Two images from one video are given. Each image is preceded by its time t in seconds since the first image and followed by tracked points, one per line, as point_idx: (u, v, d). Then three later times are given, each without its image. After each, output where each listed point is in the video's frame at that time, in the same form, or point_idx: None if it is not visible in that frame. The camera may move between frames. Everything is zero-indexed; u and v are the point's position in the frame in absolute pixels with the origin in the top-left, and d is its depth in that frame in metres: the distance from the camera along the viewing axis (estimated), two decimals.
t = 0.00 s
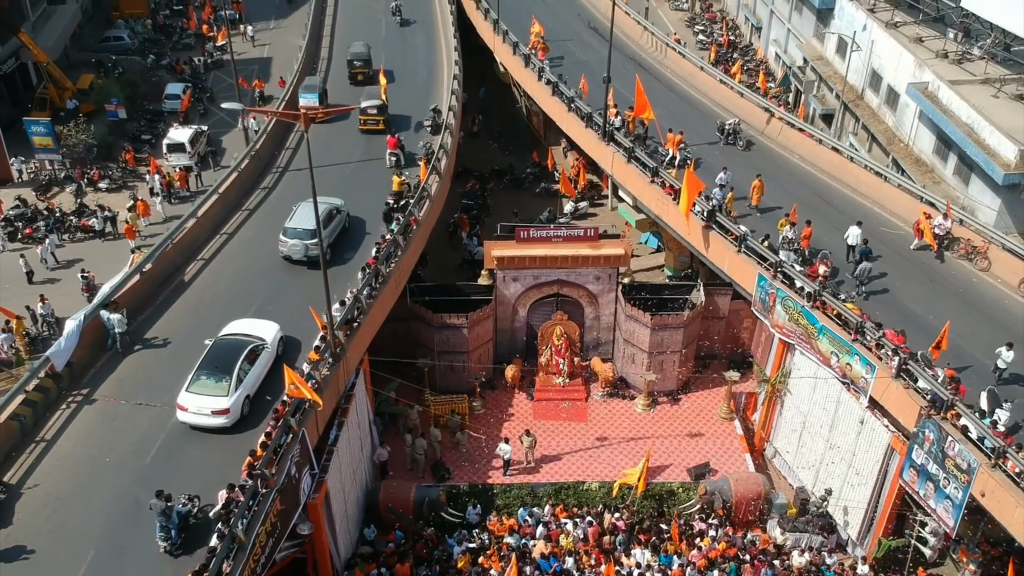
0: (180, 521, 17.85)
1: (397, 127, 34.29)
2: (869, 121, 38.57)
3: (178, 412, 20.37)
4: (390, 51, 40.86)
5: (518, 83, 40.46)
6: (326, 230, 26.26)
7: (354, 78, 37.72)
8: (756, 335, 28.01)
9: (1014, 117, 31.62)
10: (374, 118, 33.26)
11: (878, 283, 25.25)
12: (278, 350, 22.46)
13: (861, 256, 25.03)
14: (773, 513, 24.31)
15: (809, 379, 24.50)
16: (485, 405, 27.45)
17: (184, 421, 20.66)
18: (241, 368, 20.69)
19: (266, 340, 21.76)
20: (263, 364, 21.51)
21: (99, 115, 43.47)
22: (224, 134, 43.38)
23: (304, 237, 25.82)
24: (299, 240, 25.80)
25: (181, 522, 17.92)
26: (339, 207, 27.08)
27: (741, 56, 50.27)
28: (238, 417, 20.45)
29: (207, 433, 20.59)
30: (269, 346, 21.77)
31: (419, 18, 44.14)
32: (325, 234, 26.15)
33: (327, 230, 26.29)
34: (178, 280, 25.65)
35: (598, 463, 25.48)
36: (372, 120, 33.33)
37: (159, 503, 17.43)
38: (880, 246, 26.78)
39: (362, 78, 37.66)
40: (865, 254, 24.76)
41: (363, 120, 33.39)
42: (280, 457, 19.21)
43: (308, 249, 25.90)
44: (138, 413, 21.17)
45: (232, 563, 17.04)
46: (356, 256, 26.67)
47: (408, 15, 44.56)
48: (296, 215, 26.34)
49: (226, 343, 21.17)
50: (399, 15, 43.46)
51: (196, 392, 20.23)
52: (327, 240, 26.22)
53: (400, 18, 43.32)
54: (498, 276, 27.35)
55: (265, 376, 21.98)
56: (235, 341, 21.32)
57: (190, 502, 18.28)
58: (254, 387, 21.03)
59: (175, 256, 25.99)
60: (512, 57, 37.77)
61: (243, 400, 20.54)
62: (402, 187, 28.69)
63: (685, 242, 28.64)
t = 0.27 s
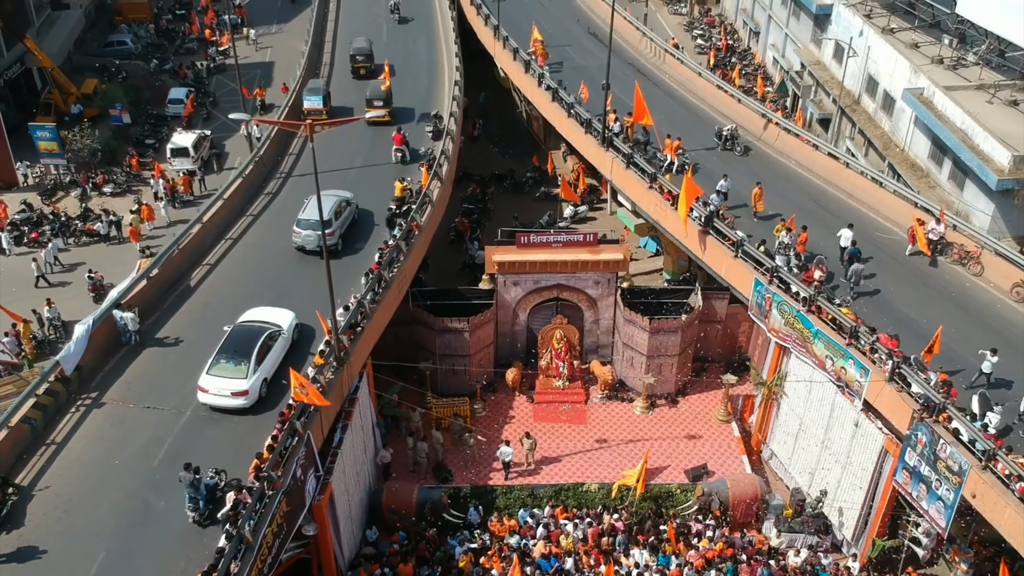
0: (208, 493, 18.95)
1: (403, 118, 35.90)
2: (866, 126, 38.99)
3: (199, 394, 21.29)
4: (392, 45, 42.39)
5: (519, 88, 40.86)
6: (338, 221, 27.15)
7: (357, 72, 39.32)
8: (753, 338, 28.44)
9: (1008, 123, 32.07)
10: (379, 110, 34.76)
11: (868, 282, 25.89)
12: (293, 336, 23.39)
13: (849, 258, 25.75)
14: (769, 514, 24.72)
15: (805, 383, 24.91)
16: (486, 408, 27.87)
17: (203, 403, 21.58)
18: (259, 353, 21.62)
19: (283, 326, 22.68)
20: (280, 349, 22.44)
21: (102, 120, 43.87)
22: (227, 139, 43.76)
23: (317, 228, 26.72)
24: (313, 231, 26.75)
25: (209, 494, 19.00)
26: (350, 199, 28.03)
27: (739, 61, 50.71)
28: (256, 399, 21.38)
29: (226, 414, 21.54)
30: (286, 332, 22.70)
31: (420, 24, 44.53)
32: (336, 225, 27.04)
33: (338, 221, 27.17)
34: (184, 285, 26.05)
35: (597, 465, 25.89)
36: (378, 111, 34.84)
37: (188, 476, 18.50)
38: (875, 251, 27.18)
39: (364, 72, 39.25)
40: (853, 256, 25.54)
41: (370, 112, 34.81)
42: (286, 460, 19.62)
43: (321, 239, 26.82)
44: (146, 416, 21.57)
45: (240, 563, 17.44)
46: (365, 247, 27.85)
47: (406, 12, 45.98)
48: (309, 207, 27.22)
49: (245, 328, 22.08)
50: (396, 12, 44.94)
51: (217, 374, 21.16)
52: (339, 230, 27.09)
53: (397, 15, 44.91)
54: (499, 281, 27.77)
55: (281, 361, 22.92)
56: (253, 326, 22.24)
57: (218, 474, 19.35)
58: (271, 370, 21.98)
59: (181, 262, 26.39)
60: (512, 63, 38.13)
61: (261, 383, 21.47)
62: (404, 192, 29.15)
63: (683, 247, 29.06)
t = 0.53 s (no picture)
0: (237, 464, 20.16)
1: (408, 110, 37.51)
2: (862, 131, 39.48)
3: (221, 374, 22.48)
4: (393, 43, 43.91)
5: (519, 93, 41.34)
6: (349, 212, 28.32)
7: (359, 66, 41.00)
8: (749, 342, 28.93)
9: (1001, 129, 32.56)
10: (384, 101, 36.37)
11: (860, 283, 26.49)
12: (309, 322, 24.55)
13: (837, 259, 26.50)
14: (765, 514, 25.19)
15: (800, 386, 25.39)
16: (488, 410, 28.37)
17: (224, 383, 22.77)
18: (278, 336, 22.77)
19: (299, 312, 23.82)
20: (297, 334, 23.60)
21: (107, 125, 44.38)
22: (230, 143, 44.22)
23: (330, 219, 27.85)
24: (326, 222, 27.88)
25: (237, 465, 20.23)
26: (360, 191, 29.23)
27: (737, 66, 51.21)
28: (275, 379, 22.55)
29: (246, 393, 22.72)
30: (302, 318, 23.84)
31: (422, 29, 45.03)
32: (348, 216, 28.22)
33: (349, 212, 28.34)
34: (191, 290, 26.53)
35: (596, 467, 26.37)
36: (383, 103, 36.44)
37: (217, 448, 19.70)
38: (870, 257, 27.66)
39: (366, 66, 40.87)
40: (842, 258, 26.29)
41: (375, 103, 36.26)
42: (292, 462, 20.11)
43: (334, 229, 27.98)
44: (154, 419, 22.06)
45: (248, 564, 17.91)
46: (375, 236, 29.15)
47: (404, 10, 47.53)
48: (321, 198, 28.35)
49: (264, 314, 23.24)
50: (394, 10, 46.41)
51: (238, 355, 22.33)
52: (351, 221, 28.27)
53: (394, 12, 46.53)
54: (500, 286, 28.26)
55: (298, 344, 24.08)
56: (272, 311, 23.40)
57: (245, 447, 20.62)
58: (289, 353, 23.15)
59: (187, 267, 26.87)
60: (512, 69, 38.61)
61: (280, 364, 22.63)
62: (407, 199, 29.64)
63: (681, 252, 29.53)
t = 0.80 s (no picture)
0: (263, 437, 21.41)
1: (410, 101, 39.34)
2: (857, 136, 40.03)
3: (244, 355, 23.78)
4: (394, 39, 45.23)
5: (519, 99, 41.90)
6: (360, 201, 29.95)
7: (362, 59, 42.78)
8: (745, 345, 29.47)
9: (993, 135, 33.11)
10: (389, 92, 38.19)
11: (853, 288, 27.08)
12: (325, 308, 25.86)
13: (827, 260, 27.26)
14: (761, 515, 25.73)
15: (795, 389, 25.93)
16: (489, 413, 28.92)
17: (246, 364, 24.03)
18: (297, 319, 24.11)
19: (316, 297, 25.14)
20: (314, 318, 24.91)
21: (112, 130, 44.94)
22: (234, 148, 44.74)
23: (344, 207, 29.45)
24: (340, 211, 29.42)
25: (262, 438, 21.54)
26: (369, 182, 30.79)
27: (734, 71, 51.76)
28: (294, 360, 23.84)
29: (268, 373, 24.00)
30: (319, 303, 25.16)
31: (423, 35, 45.63)
32: (360, 204, 29.87)
33: (361, 201, 29.97)
34: (198, 296, 27.06)
35: (595, 468, 26.91)
36: (388, 93, 38.28)
37: (245, 421, 20.92)
38: (863, 262, 28.21)
39: (368, 59, 42.59)
40: (829, 258, 27.12)
41: (380, 94, 38.28)
42: (299, 465, 20.64)
43: (348, 218, 29.58)
44: (164, 422, 22.60)
45: (256, 564, 18.44)
46: (384, 225, 30.69)
47: (401, 7, 48.94)
48: (333, 189, 29.86)
49: (283, 299, 24.58)
50: (391, 7, 47.87)
51: (260, 337, 23.66)
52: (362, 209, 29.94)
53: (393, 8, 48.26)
54: (501, 290, 28.82)
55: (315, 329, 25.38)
56: (290, 297, 24.74)
57: (269, 421, 21.92)
58: (307, 335, 24.46)
59: (194, 273, 27.41)
60: (513, 75, 39.11)
61: (299, 345, 23.95)
62: (409, 205, 30.16)
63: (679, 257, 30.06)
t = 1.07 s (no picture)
0: (283, 415, 22.59)
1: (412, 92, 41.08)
2: (853, 141, 40.53)
3: (263, 339, 25.05)
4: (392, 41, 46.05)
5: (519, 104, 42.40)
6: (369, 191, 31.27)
7: (363, 53, 44.32)
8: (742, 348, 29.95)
9: (986, 141, 33.62)
10: (392, 84, 39.93)
11: (848, 293, 27.54)
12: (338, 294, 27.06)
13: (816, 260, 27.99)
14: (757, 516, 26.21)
15: (790, 392, 26.41)
16: (489, 416, 29.41)
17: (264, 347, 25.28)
18: (312, 305, 25.32)
19: (330, 284, 26.35)
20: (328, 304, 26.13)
21: (116, 134, 45.44)
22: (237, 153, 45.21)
23: (353, 197, 30.83)
24: (350, 201, 30.78)
25: (283, 415, 22.71)
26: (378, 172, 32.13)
27: (731, 76, 52.31)
28: (310, 343, 25.08)
29: (285, 355, 25.28)
30: (333, 290, 26.36)
31: (423, 40, 46.18)
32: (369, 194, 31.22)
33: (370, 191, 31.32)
34: (204, 300, 27.52)
35: (594, 470, 27.39)
36: (390, 84, 39.98)
37: (267, 400, 22.07)
38: (857, 267, 28.71)
39: (369, 53, 44.14)
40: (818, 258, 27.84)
41: (384, 86, 39.99)
42: (305, 467, 21.13)
43: (357, 207, 30.94)
44: (172, 425, 23.08)
45: (264, 564, 18.91)
46: (393, 212, 32.06)
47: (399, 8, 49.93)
48: (343, 179, 31.27)
49: (298, 286, 25.78)
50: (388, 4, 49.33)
51: (278, 321, 24.92)
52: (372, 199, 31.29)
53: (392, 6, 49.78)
54: (501, 295, 29.31)
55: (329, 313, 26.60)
56: (305, 284, 25.94)
57: (289, 400, 23.13)
58: (322, 320, 25.70)
59: (200, 278, 27.86)
60: (513, 81, 39.61)
61: (314, 330, 25.19)
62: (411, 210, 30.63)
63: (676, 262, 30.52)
